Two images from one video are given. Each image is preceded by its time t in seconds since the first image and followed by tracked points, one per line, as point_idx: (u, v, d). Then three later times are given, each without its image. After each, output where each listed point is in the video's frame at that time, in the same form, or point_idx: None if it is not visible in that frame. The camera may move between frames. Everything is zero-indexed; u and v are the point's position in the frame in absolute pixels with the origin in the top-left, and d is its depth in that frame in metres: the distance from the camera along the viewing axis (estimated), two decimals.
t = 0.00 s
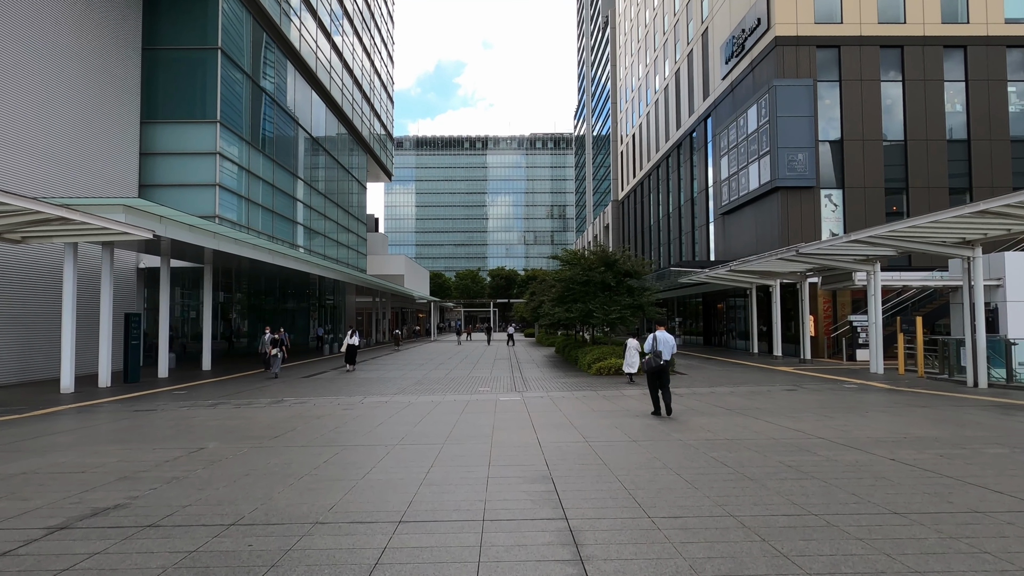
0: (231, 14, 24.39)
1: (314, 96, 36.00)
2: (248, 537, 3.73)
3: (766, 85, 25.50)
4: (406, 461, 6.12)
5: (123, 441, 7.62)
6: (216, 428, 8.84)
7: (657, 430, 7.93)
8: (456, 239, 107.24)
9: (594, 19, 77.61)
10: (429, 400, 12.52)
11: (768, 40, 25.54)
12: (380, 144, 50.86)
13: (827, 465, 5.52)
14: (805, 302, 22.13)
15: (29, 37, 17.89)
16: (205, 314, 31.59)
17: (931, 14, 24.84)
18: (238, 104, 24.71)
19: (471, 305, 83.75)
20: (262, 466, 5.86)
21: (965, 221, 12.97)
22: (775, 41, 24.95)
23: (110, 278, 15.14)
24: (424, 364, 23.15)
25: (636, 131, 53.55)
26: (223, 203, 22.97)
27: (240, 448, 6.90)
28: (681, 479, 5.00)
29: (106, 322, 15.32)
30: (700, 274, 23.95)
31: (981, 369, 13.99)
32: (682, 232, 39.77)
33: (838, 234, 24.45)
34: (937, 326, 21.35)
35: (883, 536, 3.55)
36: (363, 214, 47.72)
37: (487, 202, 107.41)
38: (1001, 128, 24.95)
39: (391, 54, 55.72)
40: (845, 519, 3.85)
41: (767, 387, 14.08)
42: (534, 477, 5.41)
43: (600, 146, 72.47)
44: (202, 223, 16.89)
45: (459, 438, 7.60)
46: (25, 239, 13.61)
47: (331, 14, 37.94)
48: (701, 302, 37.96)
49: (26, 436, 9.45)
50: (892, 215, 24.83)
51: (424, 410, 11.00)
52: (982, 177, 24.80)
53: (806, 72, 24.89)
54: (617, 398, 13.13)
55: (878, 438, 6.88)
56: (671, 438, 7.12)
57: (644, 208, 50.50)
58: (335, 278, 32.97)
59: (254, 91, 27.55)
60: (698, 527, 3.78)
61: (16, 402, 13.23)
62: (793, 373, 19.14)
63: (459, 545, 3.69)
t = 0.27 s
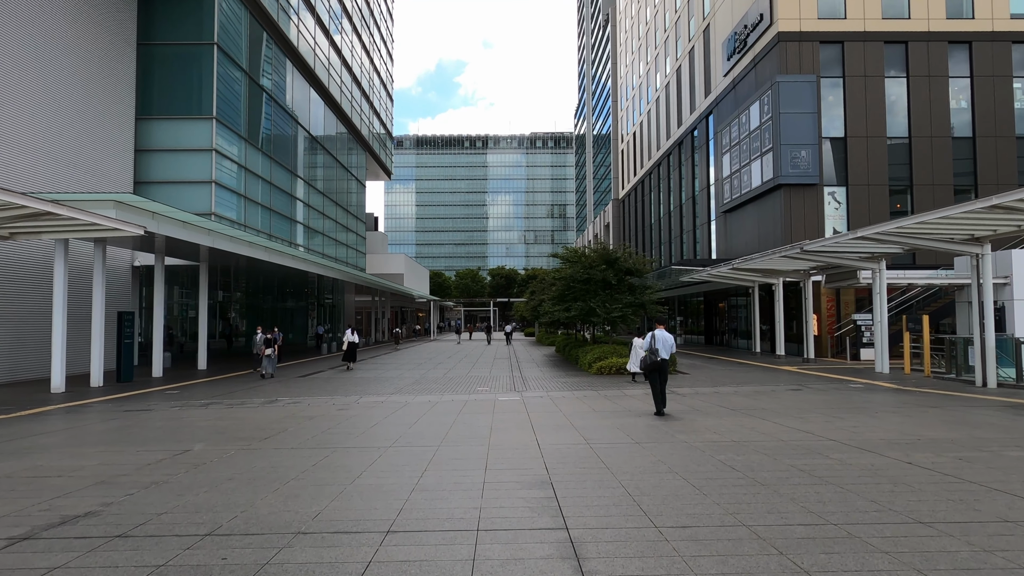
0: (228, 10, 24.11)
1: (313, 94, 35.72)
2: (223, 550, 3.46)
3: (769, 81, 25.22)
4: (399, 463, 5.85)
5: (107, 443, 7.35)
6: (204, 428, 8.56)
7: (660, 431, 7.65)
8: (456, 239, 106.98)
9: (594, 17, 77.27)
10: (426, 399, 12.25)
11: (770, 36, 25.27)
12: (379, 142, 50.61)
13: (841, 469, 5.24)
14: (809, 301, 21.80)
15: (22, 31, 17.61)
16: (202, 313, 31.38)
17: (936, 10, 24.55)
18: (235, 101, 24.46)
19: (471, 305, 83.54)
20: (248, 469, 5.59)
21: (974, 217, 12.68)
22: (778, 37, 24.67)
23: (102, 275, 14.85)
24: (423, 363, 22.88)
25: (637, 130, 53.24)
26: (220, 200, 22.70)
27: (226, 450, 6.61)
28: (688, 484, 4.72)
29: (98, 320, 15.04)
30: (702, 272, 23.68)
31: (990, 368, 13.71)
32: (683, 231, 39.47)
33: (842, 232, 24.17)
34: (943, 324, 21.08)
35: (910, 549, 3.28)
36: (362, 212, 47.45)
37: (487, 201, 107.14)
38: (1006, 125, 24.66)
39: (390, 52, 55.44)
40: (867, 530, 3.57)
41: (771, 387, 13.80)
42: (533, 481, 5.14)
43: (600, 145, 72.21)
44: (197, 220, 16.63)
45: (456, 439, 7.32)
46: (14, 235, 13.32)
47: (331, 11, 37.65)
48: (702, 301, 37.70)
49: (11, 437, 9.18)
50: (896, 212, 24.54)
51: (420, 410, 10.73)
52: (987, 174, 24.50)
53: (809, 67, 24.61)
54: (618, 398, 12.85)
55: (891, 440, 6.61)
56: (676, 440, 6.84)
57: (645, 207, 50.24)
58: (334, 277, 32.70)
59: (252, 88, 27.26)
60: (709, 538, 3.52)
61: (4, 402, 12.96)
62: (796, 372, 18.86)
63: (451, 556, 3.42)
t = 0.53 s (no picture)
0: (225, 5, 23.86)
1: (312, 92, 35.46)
2: (199, 568, 3.22)
3: (772, 78, 24.95)
4: (393, 469, 5.59)
5: (93, 446, 7.11)
6: (195, 431, 8.32)
7: (665, 433, 7.40)
8: (456, 238, 106.76)
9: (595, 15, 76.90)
10: (424, 400, 12.00)
11: (774, 32, 24.99)
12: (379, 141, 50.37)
13: (856, 476, 4.99)
14: (813, 300, 21.50)
15: (15, 26, 17.35)
16: (201, 312, 31.12)
17: (941, 5, 24.26)
18: (233, 98, 24.21)
19: (471, 304, 83.33)
20: (234, 476, 5.34)
21: (984, 215, 12.41)
22: (781, 33, 24.41)
23: (95, 273, 14.60)
24: (422, 363, 22.64)
25: (638, 128, 52.93)
26: (217, 198, 22.46)
27: (214, 454, 6.37)
28: (697, 494, 4.46)
29: (91, 319, 14.81)
30: (705, 271, 23.42)
31: (1000, 369, 13.44)
32: (685, 230, 39.19)
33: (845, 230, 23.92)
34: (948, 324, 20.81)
35: (940, 568, 3.03)
36: (362, 211, 47.20)
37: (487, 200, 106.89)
38: (1012, 122, 24.37)
39: (390, 50, 55.13)
40: (891, 546, 3.33)
41: (776, 388, 13.55)
42: (533, 489, 4.89)
43: (601, 144, 71.91)
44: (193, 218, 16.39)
45: (453, 443, 7.05)
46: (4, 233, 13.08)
47: (330, 8, 37.37)
48: (704, 300, 37.44)
49: None
50: (900, 211, 24.27)
51: (418, 412, 10.48)
52: (993, 172, 24.22)
53: (813, 64, 24.34)
54: (621, 399, 12.59)
55: (905, 445, 6.35)
56: (681, 444, 6.59)
57: (646, 206, 49.95)
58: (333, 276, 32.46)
59: (251, 85, 27.01)
60: (722, 555, 3.27)
61: None
62: (800, 372, 18.60)
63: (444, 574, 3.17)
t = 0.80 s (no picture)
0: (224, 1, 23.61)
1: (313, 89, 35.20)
2: None
3: (776, 75, 24.65)
4: (387, 475, 5.30)
5: (76, 449, 6.84)
6: (184, 433, 8.04)
7: (671, 436, 7.12)
8: (457, 237, 106.49)
9: (597, 14, 76.54)
10: (423, 401, 11.72)
11: (778, 28, 24.70)
12: (380, 139, 50.09)
13: (877, 484, 4.71)
14: (819, 300, 21.17)
15: (9, 19, 17.08)
16: (198, 313, 30.79)
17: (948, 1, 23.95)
18: (231, 94, 23.94)
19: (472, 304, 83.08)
20: (219, 482, 5.06)
21: (997, 212, 12.10)
22: (786, 29, 24.12)
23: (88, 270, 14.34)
24: (421, 363, 22.35)
25: (640, 127, 52.62)
26: (214, 196, 22.19)
27: (201, 458, 6.09)
28: (709, 504, 4.18)
29: (84, 318, 14.54)
30: (708, 270, 23.12)
31: (1012, 370, 13.14)
32: (687, 229, 38.88)
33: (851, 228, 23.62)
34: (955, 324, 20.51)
35: None
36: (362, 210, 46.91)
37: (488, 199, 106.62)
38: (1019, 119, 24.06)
39: (391, 48, 54.84)
40: (925, 565, 3.04)
41: (782, 389, 13.25)
42: (535, 497, 4.60)
43: (603, 143, 71.60)
44: (189, 215, 16.13)
45: (450, 446, 6.76)
46: None
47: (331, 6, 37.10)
48: (707, 300, 37.14)
49: None
50: (906, 209, 23.96)
51: (416, 413, 10.20)
52: (1000, 170, 23.90)
53: (818, 60, 24.05)
54: (624, 399, 12.31)
55: (924, 450, 6.07)
56: (689, 448, 6.31)
57: (648, 205, 49.65)
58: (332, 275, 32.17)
59: (250, 82, 26.75)
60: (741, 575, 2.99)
61: None
62: (806, 373, 18.30)
63: None
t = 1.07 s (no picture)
0: None
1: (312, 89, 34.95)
2: None
3: (779, 73, 24.39)
4: (379, 485, 5.01)
5: (58, 456, 6.56)
6: (171, 438, 7.76)
7: (678, 442, 6.83)
8: (458, 238, 106.26)
9: (597, 13, 76.28)
10: (421, 404, 11.46)
11: (781, 25, 24.43)
12: (379, 140, 49.84)
13: (901, 495, 4.43)
14: (823, 300, 20.88)
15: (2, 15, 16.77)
16: (194, 313, 30.43)
17: None
18: (229, 93, 23.69)
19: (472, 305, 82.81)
20: (203, 493, 4.78)
21: (1009, 209, 11.82)
22: (789, 27, 23.86)
23: (80, 270, 14.07)
24: (420, 365, 22.02)
25: (641, 127, 52.38)
26: (211, 195, 21.92)
27: (186, 467, 5.80)
28: (724, 518, 3.90)
29: (76, 319, 14.25)
30: (711, 270, 22.86)
31: None
32: (689, 229, 38.60)
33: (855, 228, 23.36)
34: (961, 324, 20.24)
35: None
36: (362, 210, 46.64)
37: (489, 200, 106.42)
38: None
39: (391, 47, 54.56)
40: None
41: (789, 390, 12.97)
42: (538, 509, 4.32)
43: (603, 143, 71.31)
44: (184, 214, 15.86)
45: (447, 452, 6.47)
46: None
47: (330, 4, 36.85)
48: (709, 300, 36.82)
49: None
50: (911, 208, 23.68)
51: (413, 416, 9.90)
52: (1006, 169, 23.63)
53: (822, 58, 23.77)
54: (627, 402, 12.01)
55: (944, 456, 5.80)
56: (698, 455, 6.01)
57: (649, 205, 49.34)
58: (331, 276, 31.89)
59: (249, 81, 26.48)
60: None
61: None
62: (810, 374, 18.03)
63: None
